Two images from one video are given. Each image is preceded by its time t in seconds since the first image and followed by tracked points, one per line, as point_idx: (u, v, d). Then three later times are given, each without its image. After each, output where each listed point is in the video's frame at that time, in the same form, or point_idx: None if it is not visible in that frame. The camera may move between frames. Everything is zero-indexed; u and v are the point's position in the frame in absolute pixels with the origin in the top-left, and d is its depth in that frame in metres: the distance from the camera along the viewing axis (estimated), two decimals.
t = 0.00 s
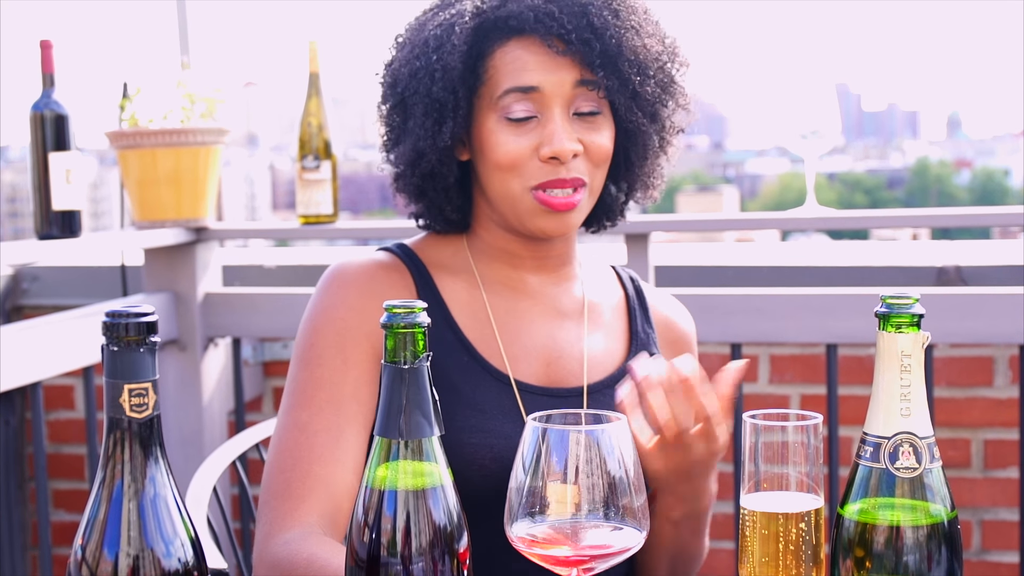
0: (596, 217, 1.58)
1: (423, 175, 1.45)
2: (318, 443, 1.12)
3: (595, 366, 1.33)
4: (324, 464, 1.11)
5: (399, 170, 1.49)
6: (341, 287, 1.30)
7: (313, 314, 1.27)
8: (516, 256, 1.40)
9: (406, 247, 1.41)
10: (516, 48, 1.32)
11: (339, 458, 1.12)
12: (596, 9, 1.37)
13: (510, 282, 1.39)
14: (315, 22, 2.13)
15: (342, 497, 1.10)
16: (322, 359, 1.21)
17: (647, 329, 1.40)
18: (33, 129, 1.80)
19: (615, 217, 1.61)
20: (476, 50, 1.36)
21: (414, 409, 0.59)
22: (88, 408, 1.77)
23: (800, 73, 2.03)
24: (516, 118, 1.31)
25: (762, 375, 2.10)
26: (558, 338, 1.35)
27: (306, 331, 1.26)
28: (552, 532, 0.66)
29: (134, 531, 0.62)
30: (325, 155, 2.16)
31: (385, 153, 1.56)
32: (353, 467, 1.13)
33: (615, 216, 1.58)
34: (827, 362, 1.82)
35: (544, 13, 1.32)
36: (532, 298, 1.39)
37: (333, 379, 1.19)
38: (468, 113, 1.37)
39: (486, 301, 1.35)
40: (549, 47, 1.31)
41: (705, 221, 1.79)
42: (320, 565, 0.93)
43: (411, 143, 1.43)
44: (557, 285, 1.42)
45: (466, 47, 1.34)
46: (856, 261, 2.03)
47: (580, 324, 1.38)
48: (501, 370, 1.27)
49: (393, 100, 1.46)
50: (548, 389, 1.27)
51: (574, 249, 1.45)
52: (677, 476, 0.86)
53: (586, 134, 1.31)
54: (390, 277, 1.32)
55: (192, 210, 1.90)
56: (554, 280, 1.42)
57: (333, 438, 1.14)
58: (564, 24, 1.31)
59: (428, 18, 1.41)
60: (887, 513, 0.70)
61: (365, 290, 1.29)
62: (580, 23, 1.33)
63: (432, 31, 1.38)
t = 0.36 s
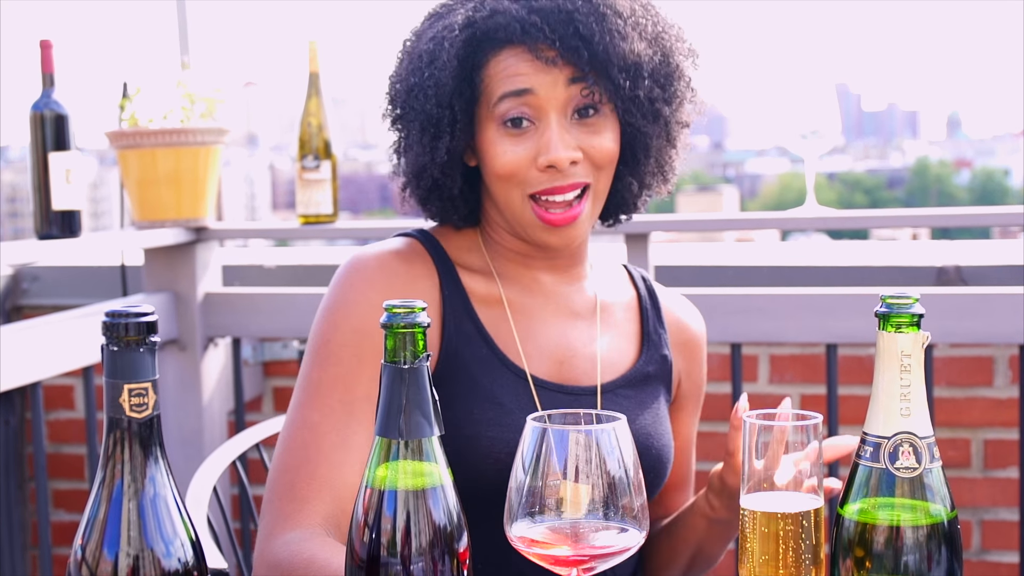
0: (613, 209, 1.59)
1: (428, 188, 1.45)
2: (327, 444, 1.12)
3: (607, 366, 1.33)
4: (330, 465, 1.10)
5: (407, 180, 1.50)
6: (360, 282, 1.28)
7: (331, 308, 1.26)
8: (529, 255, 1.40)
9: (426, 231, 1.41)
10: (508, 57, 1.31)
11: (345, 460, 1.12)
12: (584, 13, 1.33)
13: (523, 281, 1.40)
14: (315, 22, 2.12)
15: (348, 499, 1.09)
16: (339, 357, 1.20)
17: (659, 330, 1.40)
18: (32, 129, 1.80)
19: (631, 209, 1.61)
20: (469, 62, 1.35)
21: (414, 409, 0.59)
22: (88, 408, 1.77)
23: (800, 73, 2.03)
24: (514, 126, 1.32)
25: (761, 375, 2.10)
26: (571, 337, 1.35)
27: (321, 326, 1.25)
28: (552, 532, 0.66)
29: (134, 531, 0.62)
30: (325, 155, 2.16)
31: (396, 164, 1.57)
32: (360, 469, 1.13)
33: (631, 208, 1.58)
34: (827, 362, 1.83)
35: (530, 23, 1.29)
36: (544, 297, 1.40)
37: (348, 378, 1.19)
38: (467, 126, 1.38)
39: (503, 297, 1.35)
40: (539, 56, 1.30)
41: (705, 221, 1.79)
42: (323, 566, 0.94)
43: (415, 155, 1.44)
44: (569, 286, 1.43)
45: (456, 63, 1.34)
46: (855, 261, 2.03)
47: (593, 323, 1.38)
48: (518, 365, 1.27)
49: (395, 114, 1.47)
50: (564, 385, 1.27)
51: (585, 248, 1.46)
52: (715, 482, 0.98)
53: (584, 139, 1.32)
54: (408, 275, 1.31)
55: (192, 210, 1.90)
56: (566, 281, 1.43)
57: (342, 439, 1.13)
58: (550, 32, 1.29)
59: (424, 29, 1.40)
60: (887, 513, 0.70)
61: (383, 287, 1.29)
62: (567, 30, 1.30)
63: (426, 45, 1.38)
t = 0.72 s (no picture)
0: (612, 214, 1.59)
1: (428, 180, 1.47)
2: (327, 443, 1.12)
3: (607, 368, 1.34)
4: (330, 465, 1.10)
5: (407, 169, 1.52)
6: (360, 282, 1.29)
7: (331, 308, 1.26)
8: (530, 256, 1.41)
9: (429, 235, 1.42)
10: (515, 61, 1.31)
11: (345, 460, 1.12)
12: (591, 24, 1.32)
13: (523, 282, 1.40)
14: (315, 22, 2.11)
15: (347, 499, 1.09)
16: (338, 357, 1.20)
17: (661, 330, 1.40)
18: (32, 129, 1.80)
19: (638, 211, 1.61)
20: (473, 63, 1.34)
21: (414, 409, 0.59)
22: (88, 408, 1.77)
23: (800, 73, 2.03)
24: (514, 131, 1.32)
25: (761, 374, 2.10)
26: (571, 339, 1.36)
27: (321, 326, 1.25)
28: (552, 533, 0.66)
29: (134, 531, 0.62)
30: (325, 155, 2.16)
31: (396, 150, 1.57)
32: (360, 468, 1.12)
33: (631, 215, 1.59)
34: (827, 362, 1.83)
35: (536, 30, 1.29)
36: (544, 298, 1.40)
37: (348, 378, 1.19)
38: (467, 126, 1.39)
39: (503, 297, 1.36)
40: (544, 63, 1.29)
41: (704, 221, 1.79)
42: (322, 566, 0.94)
43: (416, 149, 1.45)
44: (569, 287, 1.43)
45: (461, 63, 1.33)
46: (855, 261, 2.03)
47: (594, 326, 1.39)
48: (518, 367, 1.27)
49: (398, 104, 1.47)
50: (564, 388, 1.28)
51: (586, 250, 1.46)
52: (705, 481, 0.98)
53: (584, 148, 1.32)
54: (407, 275, 1.32)
55: (191, 210, 1.90)
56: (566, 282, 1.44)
57: (341, 438, 1.13)
58: (555, 42, 1.29)
59: (433, 22, 1.40)
60: (887, 512, 0.70)
61: (383, 287, 1.29)
62: (573, 41, 1.29)
63: (432, 41, 1.37)
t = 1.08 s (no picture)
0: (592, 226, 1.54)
1: (408, 170, 1.47)
2: (319, 442, 1.12)
3: (592, 368, 1.35)
4: (322, 461, 1.10)
5: (389, 162, 1.52)
6: (341, 283, 1.30)
7: (314, 314, 1.26)
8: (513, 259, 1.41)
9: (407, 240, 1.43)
10: (499, 46, 1.32)
11: (337, 456, 1.12)
12: (578, 8, 1.35)
13: (506, 283, 1.41)
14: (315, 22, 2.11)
15: (342, 494, 1.10)
16: (322, 355, 1.21)
17: (650, 322, 1.40)
18: (32, 130, 1.80)
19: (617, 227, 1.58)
20: (458, 46, 1.36)
21: (414, 409, 0.59)
22: (88, 408, 1.77)
23: (800, 73, 2.03)
24: (494, 119, 1.30)
25: (761, 374, 2.10)
26: (557, 339, 1.37)
27: (304, 327, 1.26)
28: (552, 532, 0.66)
29: (134, 531, 0.62)
30: (325, 155, 2.16)
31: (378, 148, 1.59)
32: (352, 463, 1.13)
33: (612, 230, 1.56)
34: (827, 362, 1.83)
35: (522, 13, 1.31)
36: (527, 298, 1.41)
37: (335, 378, 1.19)
38: (447, 113, 1.39)
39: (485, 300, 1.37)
40: (527, 47, 1.30)
41: (704, 221, 1.79)
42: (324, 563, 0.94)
43: (397, 137, 1.46)
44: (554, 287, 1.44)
45: (446, 44, 1.35)
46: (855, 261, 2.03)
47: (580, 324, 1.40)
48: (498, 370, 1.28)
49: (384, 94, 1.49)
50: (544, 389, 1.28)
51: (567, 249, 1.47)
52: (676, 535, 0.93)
53: (563, 139, 1.29)
54: (387, 275, 1.33)
55: (191, 210, 1.90)
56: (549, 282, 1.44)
57: (331, 435, 1.14)
58: (540, 24, 1.30)
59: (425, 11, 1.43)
60: (887, 513, 0.70)
61: (366, 287, 1.30)
62: (558, 24, 1.31)
63: (419, 27, 1.41)
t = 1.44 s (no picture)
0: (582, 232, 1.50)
1: (393, 168, 1.47)
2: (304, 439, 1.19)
3: (580, 356, 1.35)
4: (307, 451, 1.18)
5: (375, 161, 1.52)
6: (328, 273, 1.32)
7: (297, 309, 1.29)
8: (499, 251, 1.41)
9: (397, 227, 1.45)
10: (488, 46, 1.32)
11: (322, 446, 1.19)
12: (568, 12, 1.35)
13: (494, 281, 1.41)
14: (315, 22, 2.11)
15: (328, 482, 1.19)
16: (309, 348, 1.25)
17: (642, 308, 1.41)
18: (32, 130, 1.80)
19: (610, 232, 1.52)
20: (445, 46, 1.36)
21: (414, 409, 0.59)
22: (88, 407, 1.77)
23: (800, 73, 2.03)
24: (479, 119, 1.29)
25: (761, 374, 2.10)
26: (548, 335, 1.37)
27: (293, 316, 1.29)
28: (552, 532, 0.66)
29: (134, 531, 0.62)
30: (325, 155, 2.15)
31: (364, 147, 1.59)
32: (336, 450, 1.21)
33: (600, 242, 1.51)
34: (828, 362, 1.83)
35: (511, 15, 1.31)
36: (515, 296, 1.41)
37: (318, 373, 1.23)
38: (432, 112, 1.39)
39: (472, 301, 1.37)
40: (515, 47, 1.30)
41: (704, 221, 1.79)
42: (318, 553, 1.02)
43: (383, 136, 1.46)
44: (543, 282, 1.44)
45: (434, 41, 1.36)
46: (855, 261, 2.03)
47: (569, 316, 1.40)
48: (480, 359, 1.30)
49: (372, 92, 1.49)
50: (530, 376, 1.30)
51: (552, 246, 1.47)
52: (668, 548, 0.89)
53: (547, 143, 1.29)
54: (373, 261, 1.35)
55: (191, 210, 1.90)
56: (536, 277, 1.44)
57: (317, 427, 1.20)
58: (529, 25, 1.30)
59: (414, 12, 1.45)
60: (888, 513, 0.70)
61: (353, 274, 1.32)
62: (547, 27, 1.31)
63: (409, 26, 1.42)
